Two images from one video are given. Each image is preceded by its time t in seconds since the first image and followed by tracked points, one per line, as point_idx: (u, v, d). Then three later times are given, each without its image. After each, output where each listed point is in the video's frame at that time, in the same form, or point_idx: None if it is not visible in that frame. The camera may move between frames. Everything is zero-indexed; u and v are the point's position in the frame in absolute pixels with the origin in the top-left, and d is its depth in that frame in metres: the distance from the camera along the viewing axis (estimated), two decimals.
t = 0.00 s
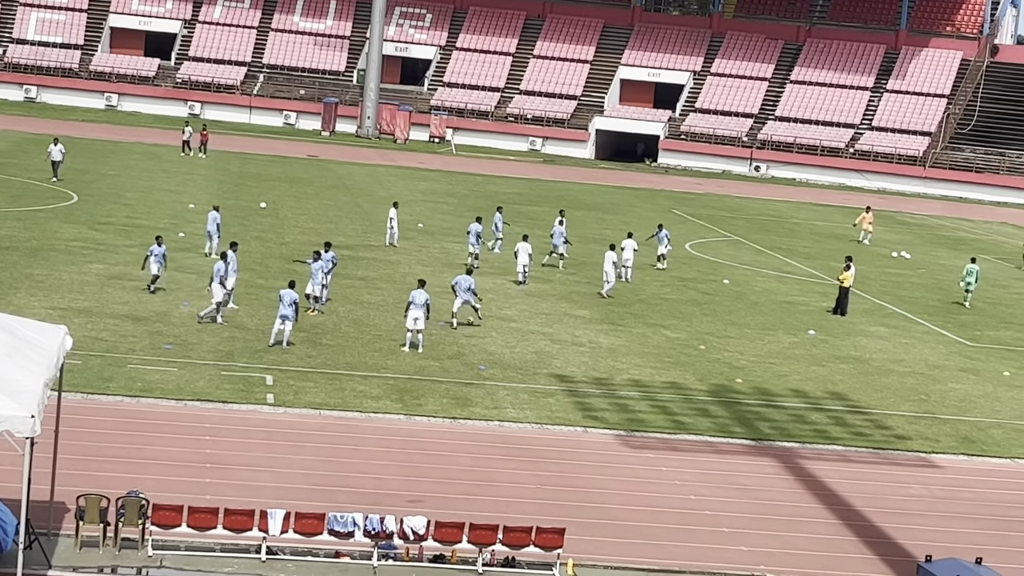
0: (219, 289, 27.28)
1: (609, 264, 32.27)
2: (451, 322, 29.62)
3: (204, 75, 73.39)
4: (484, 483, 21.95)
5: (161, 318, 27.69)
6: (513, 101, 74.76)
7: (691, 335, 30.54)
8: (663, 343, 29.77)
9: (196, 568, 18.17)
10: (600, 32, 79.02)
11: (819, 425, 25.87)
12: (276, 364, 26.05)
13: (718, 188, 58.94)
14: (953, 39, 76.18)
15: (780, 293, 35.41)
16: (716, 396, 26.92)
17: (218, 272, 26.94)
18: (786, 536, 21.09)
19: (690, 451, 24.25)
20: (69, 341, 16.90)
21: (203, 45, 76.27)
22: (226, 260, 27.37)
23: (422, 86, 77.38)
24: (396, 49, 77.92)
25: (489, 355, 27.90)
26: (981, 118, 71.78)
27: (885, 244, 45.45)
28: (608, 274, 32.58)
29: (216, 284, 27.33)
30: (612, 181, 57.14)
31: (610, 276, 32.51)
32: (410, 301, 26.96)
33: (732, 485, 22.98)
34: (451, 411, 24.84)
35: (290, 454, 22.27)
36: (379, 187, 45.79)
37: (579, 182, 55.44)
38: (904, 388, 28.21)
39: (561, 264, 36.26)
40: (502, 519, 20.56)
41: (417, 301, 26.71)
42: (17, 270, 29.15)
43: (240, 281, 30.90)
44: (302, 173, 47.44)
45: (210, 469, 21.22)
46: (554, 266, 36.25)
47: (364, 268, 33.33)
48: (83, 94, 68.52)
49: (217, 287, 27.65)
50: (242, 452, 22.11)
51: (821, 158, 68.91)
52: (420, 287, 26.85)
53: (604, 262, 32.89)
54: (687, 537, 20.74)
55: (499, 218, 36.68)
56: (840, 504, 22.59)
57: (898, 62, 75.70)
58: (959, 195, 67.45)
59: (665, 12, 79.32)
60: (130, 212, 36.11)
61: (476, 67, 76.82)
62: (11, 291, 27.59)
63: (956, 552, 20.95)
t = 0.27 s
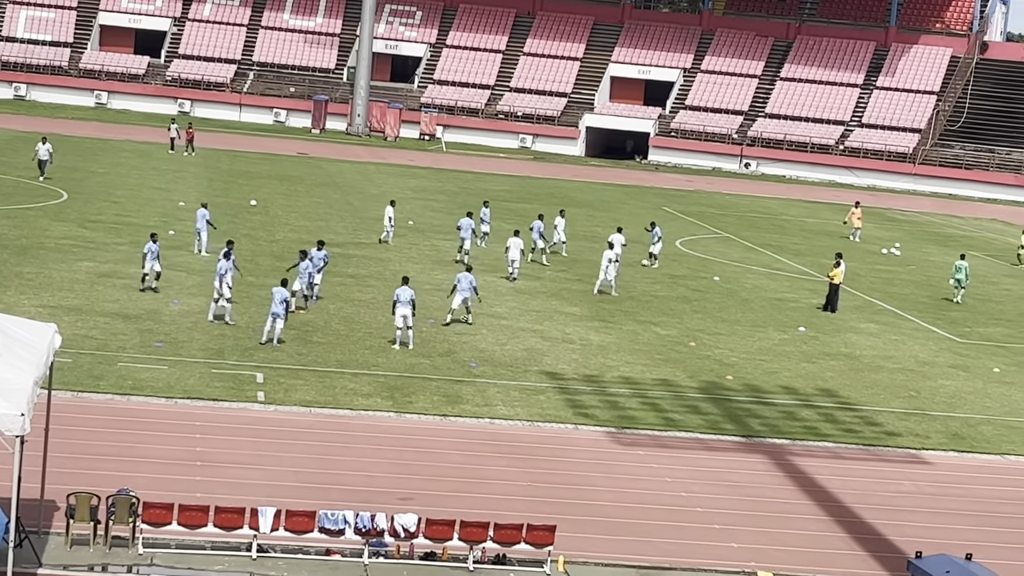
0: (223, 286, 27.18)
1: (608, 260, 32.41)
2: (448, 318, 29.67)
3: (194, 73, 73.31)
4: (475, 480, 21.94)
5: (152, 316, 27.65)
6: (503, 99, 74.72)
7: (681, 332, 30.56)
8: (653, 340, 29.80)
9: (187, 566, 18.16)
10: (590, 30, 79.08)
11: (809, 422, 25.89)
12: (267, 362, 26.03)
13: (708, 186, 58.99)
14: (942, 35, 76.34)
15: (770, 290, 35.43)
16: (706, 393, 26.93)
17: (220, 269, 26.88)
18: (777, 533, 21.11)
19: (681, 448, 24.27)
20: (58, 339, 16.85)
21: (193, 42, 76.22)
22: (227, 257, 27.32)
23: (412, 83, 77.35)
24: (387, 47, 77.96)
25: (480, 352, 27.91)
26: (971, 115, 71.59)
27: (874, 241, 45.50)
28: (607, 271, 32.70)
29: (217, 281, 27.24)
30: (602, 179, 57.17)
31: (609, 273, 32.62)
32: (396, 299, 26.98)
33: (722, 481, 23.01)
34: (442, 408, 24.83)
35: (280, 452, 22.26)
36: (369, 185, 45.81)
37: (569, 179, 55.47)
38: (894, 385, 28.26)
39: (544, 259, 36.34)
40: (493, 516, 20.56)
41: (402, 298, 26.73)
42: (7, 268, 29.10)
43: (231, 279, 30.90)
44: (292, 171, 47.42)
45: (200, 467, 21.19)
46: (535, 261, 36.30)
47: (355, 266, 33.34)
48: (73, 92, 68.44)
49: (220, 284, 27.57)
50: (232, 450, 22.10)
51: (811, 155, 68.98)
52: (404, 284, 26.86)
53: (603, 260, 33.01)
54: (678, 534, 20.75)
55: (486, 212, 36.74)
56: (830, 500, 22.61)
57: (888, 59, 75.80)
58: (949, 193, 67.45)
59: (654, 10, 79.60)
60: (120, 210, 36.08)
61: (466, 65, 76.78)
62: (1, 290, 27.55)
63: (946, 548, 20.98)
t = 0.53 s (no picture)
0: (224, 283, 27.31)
1: (605, 255, 32.58)
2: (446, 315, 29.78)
3: (182, 70, 73.35)
4: (464, 477, 21.94)
5: (140, 313, 27.63)
6: (491, 95, 75.00)
7: (670, 329, 30.57)
8: (641, 336, 29.82)
9: (175, 563, 18.14)
10: (579, 25, 79.06)
11: (798, 418, 25.92)
12: (255, 359, 25.99)
13: (697, 182, 59.02)
14: (930, 31, 76.50)
15: (758, 286, 35.46)
16: (695, 389, 26.96)
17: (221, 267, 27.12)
18: (765, 529, 21.12)
19: (669, 444, 24.28)
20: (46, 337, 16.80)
21: (182, 39, 76.10)
22: (227, 255, 27.50)
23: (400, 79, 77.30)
24: (374, 43, 77.91)
25: (468, 349, 27.91)
26: (958, 111, 71.85)
27: (863, 237, 45.56)
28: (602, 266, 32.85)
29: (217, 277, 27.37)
30: (591, 175, 57.18)
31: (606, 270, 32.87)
32: (383, 296, 27.11)
33: (711, 477, 23.03)
34: (431, 405, 24.84)
35: (267, 449, 22.23)
36: (358, 181, 45.78)
37: (558, 175, 55.47)
38: (883, 380, 28.31)
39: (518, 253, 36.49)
40: (482, 513, 20.55)
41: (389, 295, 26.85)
42: None
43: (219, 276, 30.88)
44: (280, 168, 47.39)
45: (188, 464, 21.19)
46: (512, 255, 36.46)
47: (343, 262, 33.31)
48: (60, 89, 68.77)
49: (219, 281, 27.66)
50: (220, 447, 22.08)
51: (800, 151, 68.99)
52: (391, 281, 27.00)
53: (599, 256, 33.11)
54: (667, 530, 20.76)
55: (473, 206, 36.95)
56: (819, 496, 22.64)
57: (876, 54, 75.96)
58: (936, 189, 67.52)
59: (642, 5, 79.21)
60: (108, 207, 36.04)
61: (454, 61, 76.72)
62: None
63: (934, 543, 21.01)
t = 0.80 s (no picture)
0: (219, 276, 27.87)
1: (598, 250, 32.74)
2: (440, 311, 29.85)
3: (168, 66, 73.44)
4: (453, 472, 21.94)
5: (128, 308, 27.63)
6: (479, 90, 75.20)
7: (657, 324, 30.60)
8: (629, 331, 29.84)
9: (162, 559, 18.14)
10: (566, 20, 79.61)
11: (785, 413, 25.95)
12: (242, 355, 25.98)
13: (684, 177, 59.07)
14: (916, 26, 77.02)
15: (745, 281, 35.50)
16: (682, 383, 26.99)
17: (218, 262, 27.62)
18: (753, 524, 21.15)
19: (656, 439, 24.30)
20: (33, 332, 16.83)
21: (168, 34, 76.21)
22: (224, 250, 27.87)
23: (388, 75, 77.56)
24: (362, 38, 78.02)
25: (456, 344, 27.91)
26: (944, 107, 72.17)
27: (850, 232, 45.61)
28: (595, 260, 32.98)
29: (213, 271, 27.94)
30: (578, 170, 57.20)
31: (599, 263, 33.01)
32: (372, 292, 27.15)
33: (698, 472, 23.06)
34: (418, 400, 24.84)
35: (255, 445, 22.21)
36: (345, 177, 45.77)
37: (545, 171, 55.47)
38: (869, 375, 28.37)
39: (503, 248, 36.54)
40: (469, 508, 20.54)
41: (378, 289, 26.87)
42: None
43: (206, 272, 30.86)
44: (268, 163, 47.35)
45: (175, 460, 21.17)
46: (497, 250, 36.50)
47: (330, 258, 33.30)
48: (46, 84, 68.23)
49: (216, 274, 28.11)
50: (208, 442, 22.06)
51: (787, 146, 69.14)
52: (380, 276, 27.04)
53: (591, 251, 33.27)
54: (654, 525, 20.78)
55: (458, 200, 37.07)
56: (806, 490, 22.68)
57: (863, 50, 76.47)
58: (922, 183, 67.79)
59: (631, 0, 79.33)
60: (95, 203, 36.01)
61: (442, 56, 77.16)
62: None
63: (921, 537, 21.06)
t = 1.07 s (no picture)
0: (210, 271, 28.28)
1: (589, 244, 32.78)
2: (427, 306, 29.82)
3: (154, 60, 73.33)
4: (438, 467, 21.93)
5: (113, 304, 27.60)
6: (465, 85, 75.80)
7: (643, 318, 30.61)
8: (615, 326, 29.86)
9: (148, 555, 18.11)
10: (551, 15, 80.42)
11: (770, 407, 25.98)
12: (228, 350, 25.95)
13: (669, 171, 59.11)
14: (902, 20, 78.14)
15: (731, 275, 35.53)
16: (668, 378, 27.01)
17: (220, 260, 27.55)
18: (739, 518, 21.16)
19: (642, 433, 24.31)
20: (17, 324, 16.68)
21: (153, 29, 76.46)
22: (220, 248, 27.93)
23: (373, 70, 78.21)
24: (347, 33, 78.94)
25: (442, 339, 27.91)
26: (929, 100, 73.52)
27: (835, 226, 45.67)
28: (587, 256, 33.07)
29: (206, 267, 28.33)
30: (564, 165, 57.21)
31: (592, 258, 33.05)
32: (361, 288, 26.94)
33: (684, 466, 23.07)
34: (404, 395, 24.82)
35: (241, 440, 22.18)
36: (330, 172, 45.73)
37: (531, 166, 55.47)
38: (855, 369, 28.41)
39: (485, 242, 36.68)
40: (455, 502, 20.52)
41: (368, 286, 26.67)
42: None
43: (191, 268, 30.80)
44: (253, 158, 47.26)
45: (160, 456, 21.11)
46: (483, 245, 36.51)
47: (316, 253, 33.28)
48: (29, 79, 68.89)
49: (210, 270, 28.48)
50: (193, 437, 22.02)
51: (772, 141, 70.50)
52: (370, 272, 26.81)
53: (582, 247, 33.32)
54: (640, 519, 20.79)
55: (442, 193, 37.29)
56: (792, 485, 22.68)
57: (848, 45, 77.54)
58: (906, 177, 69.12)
59: None
60: (79, 198, 35.94)
61: (427, 51, 77.83)
62: None
63: (906, 531, 21.09)
